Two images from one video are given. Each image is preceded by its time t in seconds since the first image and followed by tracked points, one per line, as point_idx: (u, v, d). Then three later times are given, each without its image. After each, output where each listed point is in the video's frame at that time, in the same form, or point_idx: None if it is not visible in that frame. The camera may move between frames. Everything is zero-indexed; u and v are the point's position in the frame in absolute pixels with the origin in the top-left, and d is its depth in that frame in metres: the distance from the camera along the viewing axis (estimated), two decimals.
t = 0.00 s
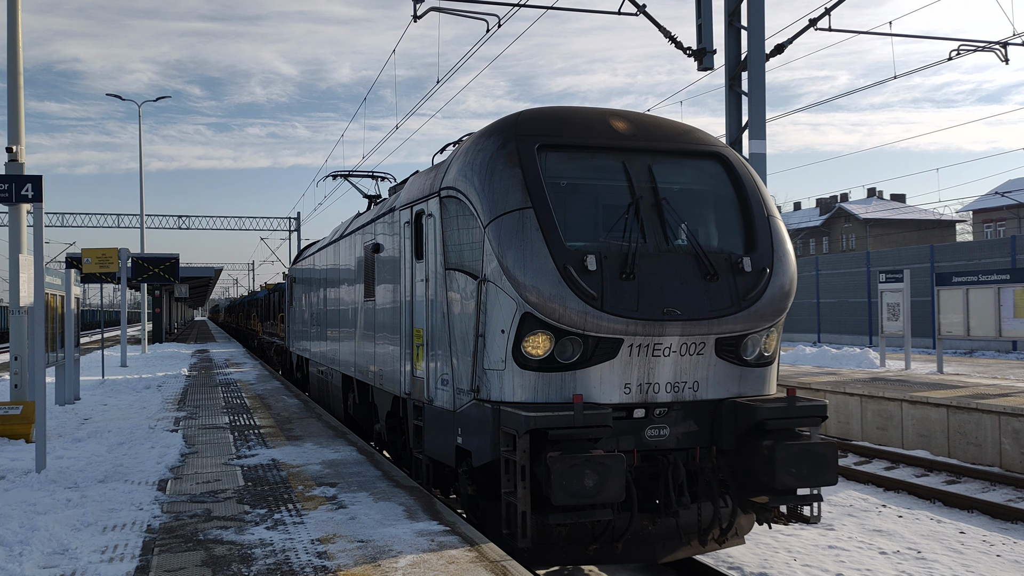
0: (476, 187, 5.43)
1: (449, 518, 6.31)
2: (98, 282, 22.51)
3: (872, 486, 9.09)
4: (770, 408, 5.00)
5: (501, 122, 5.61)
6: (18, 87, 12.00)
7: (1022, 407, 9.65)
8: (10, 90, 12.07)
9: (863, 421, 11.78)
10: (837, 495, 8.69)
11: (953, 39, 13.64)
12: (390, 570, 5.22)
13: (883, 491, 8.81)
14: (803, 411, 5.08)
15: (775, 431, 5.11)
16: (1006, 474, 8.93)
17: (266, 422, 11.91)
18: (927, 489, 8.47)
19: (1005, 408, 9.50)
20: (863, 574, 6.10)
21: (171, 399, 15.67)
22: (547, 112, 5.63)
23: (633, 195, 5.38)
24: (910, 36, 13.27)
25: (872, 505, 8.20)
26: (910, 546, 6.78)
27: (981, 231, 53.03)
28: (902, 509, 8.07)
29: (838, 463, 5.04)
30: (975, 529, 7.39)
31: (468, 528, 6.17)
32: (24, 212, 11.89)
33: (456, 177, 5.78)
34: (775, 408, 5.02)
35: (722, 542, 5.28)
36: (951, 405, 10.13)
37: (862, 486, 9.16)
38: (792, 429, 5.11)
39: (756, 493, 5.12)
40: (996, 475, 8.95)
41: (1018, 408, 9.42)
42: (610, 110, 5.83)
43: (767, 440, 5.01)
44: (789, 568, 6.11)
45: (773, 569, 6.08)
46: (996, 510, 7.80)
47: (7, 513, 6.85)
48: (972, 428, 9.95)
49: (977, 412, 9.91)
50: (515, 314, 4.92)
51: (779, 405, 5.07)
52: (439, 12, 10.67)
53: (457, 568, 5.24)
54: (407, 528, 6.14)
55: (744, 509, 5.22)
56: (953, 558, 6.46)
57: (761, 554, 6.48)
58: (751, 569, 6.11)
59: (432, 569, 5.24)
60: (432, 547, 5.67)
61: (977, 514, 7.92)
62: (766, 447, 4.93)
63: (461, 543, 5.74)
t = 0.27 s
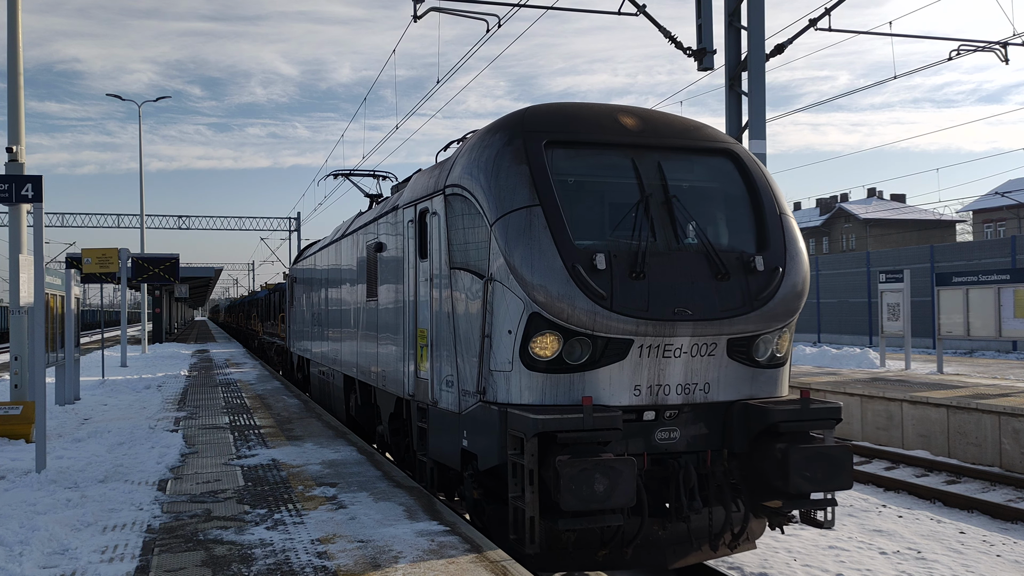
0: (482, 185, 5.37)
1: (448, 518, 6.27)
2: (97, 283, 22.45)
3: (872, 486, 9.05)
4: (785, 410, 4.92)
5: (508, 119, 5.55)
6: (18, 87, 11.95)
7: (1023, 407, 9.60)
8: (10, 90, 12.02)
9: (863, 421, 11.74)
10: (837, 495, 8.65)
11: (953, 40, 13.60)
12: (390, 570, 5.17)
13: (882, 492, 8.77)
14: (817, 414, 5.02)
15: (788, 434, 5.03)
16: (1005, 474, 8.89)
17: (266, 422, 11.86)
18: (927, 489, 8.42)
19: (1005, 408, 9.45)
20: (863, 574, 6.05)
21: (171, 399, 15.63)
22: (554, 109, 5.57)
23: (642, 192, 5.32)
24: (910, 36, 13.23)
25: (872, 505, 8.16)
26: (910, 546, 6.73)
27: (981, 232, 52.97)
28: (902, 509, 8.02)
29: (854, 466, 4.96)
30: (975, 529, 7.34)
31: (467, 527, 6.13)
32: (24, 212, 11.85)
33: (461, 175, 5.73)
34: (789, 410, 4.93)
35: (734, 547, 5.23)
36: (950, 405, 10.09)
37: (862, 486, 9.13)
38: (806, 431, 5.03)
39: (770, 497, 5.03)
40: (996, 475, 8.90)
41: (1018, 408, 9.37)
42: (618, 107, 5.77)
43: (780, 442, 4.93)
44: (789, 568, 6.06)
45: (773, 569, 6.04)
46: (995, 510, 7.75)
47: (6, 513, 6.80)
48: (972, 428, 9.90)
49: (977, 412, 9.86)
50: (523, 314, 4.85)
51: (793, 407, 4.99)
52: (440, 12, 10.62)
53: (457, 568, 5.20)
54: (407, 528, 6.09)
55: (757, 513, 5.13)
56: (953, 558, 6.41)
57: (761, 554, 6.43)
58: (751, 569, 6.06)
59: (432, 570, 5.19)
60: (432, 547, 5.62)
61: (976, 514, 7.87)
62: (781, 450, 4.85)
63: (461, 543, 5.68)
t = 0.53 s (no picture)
0: (489, 181, 5.29)
1: (448, 518, 6.24)
2: (98, 283, 22.42)
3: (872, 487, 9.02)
4: (799, 413, 4.83)
5: (515, 115, 5.46)
6: (18, 87, 11.92)
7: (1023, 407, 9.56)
8: (10, 90, 11.99)
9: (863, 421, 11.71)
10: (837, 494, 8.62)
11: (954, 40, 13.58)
12: (390, 571, 5.14)
13: (883, 492, 8.74)
14: (832, 416, 4.93)
15: (803, 437, 4.94)
16: (1005, 474, 8.85)
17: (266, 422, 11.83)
18: (928, 489, 8.39)
19: (1005, 408, 9.41)
20: (863, 574, 6.02)
21: (171, 399, 15.60)
22: (562, 104, 5.48)
23: (652, 189, 5.22)
24: (911, 36, 13.20)
25: (872, 505, 8.13)
26: (910, 546, 6.70)
27: (981, 232, 52.94)
28: (902, 509, 7.99)
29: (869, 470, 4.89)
30: (975, 529, 7.31)
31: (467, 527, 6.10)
32: (24, 212, 11.82)
33: (467, 172, 5.65)
34: (803, 413, 4.84)
35: (746, 553, 5.19)
36: (950, 405, 10.06)
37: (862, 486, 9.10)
38: (821, 434, 4.94)
39: (783, 502, 4.96)
40: (996, 475, 8.87)
41: (1018, 408, 9.32)
42: (627, 102, 5.68)
43: (795, 446, 4.86)
44: (789, 568, 6.03)
45: (773, 569, 6.01)
46: (996, 510, 7.72)
47: (6, 513, 6.77)
48: (972, 428, 9.86)
49: (977, 412, 9.82)
50: (531, 314, 4.76)
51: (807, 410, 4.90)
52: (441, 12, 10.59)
53: (457, 568, 5.17)
54: (407, 528, 6.05)
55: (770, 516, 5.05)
56: (953, 558, 6.38)
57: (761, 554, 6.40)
58: (751, 569, 6.03)
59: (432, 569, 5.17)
60: (432, 547, 5.59)
61: (976, 514, 7.84)
62: (795, 455, 4.79)
63: (461, 543, 5.66)
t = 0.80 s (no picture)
0: (496, 179, 5.23)
1: (448, 518, 6.21)
2: (97, 283, 22.36)
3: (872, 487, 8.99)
4: (815, 416, 4.78)
5: (523, 111, 5.41)
6: (18, 87, 11.88)
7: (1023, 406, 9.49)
8: (10, 91, 11.95)
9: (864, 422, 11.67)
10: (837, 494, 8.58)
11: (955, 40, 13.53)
12: (390, 571, 5.10)
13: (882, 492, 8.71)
14: (848, 420, 4.87)
15: (818, 440, 4.89)
16: (1005, 474, 8.81)
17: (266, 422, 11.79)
18: (927, 489, 8.36)
19: (1004, 408, 9.35)
20: (863, 574, 5.98)
21: (171, 399, 15.56)
22: (571, 99, 5.42)
23: (663, 187, 5.17)
24: (911, 36, 13.14)
25: (871, 505, 8.09)
26: (910, 546, 6.66)
27: (981, 232, 52.87)
28: (902, 509, 7.96)
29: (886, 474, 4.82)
30: (975, 529, 7.27)
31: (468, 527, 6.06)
32: (24, 212, 11.77)
33: (474, 168, 5.59)
34: (818, 416, 4.79)
35: (759, 558, 5.13)
36: (951, 405, 10.01)
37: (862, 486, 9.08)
38: (836, 438, 4.89)
39: (798, 506, 4.89)
40: (996, 475, 8.82)
41: (1018, 408, 9.26)
42: (636, 98, 5.62)
43: (810, 449, 4.81)
44: (789, 568, 5.99)
45: (773, 569, 5.97)
46: (995, 510, 7.68)
47: (6, 513, 6.73)
48: (972, 428, 9.81)
49: (976, 412, 9.77)
50: (539, 314, 4.71)
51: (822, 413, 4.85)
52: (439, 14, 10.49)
53: (457, 568, 5.13)
54: (407, 529, 6.01)
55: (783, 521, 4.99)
56: (953, 558, 6.34)
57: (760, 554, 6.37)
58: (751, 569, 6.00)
59: (432, 570, 5.12)
60: (432, 547, 5.55)
61: (976, 514, 7.79)
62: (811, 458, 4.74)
63: (461, 543, 5.62)
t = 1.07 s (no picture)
0: (504, 175, 5.12)
1: (448, 518, 6.10)
2: (97, 283, 22.25)
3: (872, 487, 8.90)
4: (833, 419, 4.67)
5: (531, 105, 5.29)
6: (18, 86, 11.77)
7: None
8: (10, 90, 11.84)
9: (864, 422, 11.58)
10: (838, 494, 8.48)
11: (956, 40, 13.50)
12: (390, 571, 5.00)
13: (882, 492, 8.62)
14: (865, 423, 4.75)
15: (836, 444, 4.78)
16: (1006, 475, 8.70)
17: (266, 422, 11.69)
18: (928, 489, 8.26)
19: (1004, 408, 9.23)
20: (863, 574, 5.88)
21: (171, 399, 15.46)
22: (580, 94, 5.30)
23: (674, 184, 5.07)
24: (911, 36, 13.07)
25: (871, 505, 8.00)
26: (910, 546, 6.56)
27: (981, 232, 52.76)
28: (902, 509, 7.86)
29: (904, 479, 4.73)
30: (976, 529, 7.16)
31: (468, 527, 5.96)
32: (23, 211, 11.66)
33: (481, 164, 5.47)
34: (837, 418, 4.67)
35: (772, 565, 5.00)
36: (950, 405, 9.91)
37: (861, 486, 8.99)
38: (854, 441, 4.78)
39: (814, 512, 4.78)
40: (996, 475, 8.72)
41: (1018, 407, 9.14)
42: (646, 93, 5.51)
43: (828, 453, 4.70)
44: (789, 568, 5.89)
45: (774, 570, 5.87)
46: (996, 510, 7.57)
47: (6, 513, 6.62)
48: (972, 428, 9.69)
49: (977, 412, 9.65)
50: (548, 314, 4.59)
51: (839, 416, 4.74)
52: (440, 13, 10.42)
53: (457, 568, 5.03)
54: (408, 528, 5.90)
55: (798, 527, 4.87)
56: (953, 558, 6.23)
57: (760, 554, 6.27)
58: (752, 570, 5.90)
59: (432, 570, 5.02)
60: (432, 547, 5.45)
61: (976, 514, 7.69)
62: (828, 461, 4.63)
63: (461, 543, 5.51)
